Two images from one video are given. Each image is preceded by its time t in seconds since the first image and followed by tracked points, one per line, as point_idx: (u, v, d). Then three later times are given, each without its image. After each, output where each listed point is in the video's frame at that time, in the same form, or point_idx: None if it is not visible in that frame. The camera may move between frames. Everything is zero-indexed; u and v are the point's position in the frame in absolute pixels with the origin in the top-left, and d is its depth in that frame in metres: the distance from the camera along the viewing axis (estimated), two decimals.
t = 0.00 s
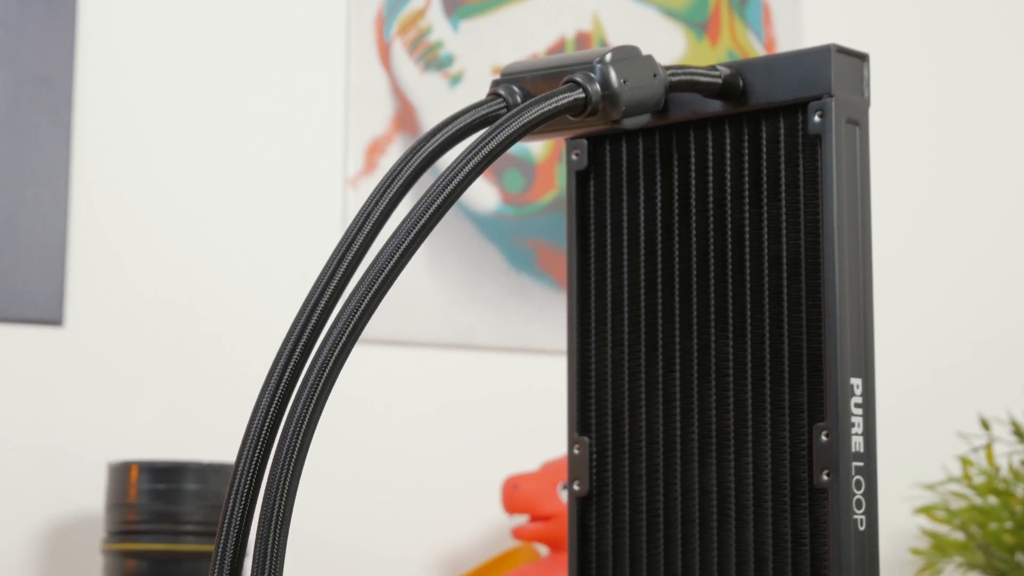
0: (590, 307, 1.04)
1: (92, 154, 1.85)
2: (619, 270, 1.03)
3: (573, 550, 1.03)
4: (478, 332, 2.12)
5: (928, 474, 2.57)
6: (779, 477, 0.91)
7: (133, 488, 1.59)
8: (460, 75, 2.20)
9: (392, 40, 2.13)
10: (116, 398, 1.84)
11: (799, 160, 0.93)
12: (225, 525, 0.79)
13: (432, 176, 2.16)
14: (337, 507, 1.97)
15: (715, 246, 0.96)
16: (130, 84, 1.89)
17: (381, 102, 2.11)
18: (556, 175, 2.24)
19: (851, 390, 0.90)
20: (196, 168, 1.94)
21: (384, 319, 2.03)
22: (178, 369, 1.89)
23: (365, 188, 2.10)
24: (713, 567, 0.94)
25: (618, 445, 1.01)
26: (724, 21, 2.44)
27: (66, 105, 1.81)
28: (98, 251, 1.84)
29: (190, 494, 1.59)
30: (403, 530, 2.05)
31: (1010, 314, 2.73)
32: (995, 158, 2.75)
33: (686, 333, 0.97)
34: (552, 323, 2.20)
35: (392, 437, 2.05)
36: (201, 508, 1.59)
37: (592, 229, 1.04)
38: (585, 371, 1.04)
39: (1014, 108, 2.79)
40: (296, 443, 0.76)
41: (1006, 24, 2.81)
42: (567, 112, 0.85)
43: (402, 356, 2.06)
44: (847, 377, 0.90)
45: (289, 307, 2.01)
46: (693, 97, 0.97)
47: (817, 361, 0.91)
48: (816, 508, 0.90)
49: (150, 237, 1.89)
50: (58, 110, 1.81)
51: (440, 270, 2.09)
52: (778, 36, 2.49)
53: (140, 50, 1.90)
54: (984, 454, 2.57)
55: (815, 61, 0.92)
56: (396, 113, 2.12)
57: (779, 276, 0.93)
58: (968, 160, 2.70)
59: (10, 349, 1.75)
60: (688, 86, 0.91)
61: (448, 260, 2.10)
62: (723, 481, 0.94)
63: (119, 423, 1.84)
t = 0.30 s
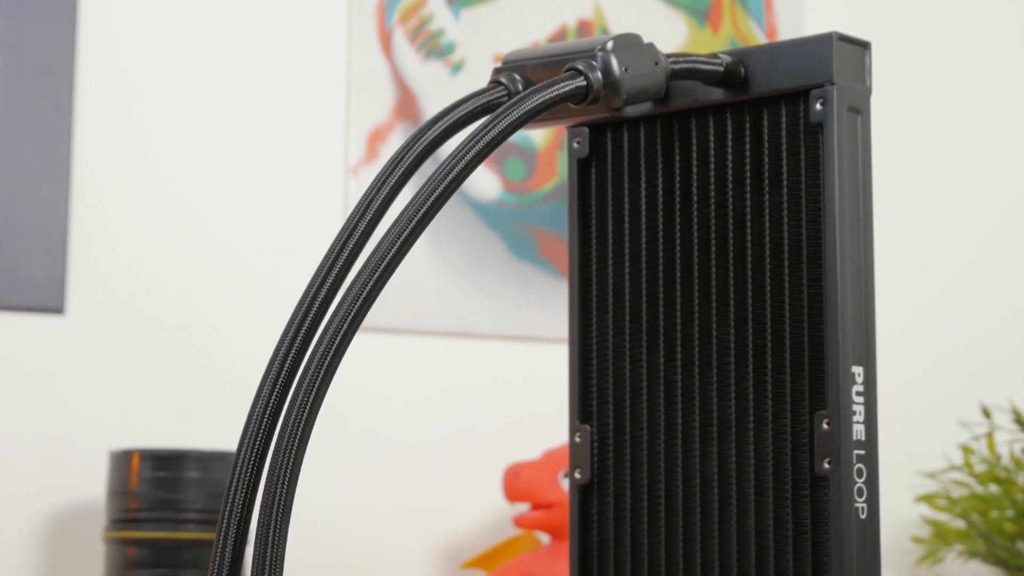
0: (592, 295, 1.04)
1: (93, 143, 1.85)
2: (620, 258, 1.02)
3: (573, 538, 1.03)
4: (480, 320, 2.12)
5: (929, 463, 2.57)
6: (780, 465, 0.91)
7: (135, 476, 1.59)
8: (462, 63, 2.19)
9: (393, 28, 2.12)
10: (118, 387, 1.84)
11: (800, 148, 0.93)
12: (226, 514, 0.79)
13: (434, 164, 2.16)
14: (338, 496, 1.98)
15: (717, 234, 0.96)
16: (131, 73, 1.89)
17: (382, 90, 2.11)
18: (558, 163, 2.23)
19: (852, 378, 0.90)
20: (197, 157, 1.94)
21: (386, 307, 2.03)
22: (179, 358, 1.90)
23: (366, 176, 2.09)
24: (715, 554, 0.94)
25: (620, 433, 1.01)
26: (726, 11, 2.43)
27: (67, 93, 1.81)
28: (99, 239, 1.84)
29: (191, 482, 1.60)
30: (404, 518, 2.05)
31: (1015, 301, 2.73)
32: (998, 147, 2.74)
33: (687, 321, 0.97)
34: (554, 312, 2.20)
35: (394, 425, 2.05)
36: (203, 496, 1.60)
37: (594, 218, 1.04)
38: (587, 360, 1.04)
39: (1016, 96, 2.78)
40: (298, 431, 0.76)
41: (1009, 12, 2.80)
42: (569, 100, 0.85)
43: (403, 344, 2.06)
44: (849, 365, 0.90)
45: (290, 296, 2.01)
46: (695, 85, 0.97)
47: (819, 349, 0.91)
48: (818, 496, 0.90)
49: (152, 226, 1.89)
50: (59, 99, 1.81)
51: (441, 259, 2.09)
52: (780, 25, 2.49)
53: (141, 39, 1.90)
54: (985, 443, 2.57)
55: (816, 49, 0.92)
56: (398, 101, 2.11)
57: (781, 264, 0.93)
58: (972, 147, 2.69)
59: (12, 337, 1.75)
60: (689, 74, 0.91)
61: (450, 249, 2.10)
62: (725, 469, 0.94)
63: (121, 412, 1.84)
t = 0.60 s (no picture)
0: (593, 283, 1.04)
1: (95, 132, 1.85)
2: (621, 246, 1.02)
3: (575, 526, 1.03)
4: (481, 309, 2.12)
5: (932, 452, 2.57)
6: (782, 453, 0.92)
7: (136, 464, 1.60)
8: (463, 52, 2.18)
9: (395, 17, 2.12)
10: (121, 376, 1.84)
11: (802, 136, 0.92)
12: (228, 502, 0.80)
13: (436, 152, 2.16)
14: (340, 485, 1.98)
15: (718, 223, 0.96)
16: (132, 61, 1.88)
17: (384, 78, 2.10)
18: (560, 151, 2.23)
19: (854, 366, 0.90)
20: (199, 146, 1.94)
21: (387, 296, 2.03)
22: (180, 347, 1.90)
23: (368, 165, 2.09)
24: (717, 542, 0.95)
25: (621, 421, 1.01)
26: None
27: (69, 81, 1.81)
28: (101, 228, 1.84)
29: (193, 471, 1.61)
30: (406, 506, 2.05)
31: (1012, 292, 2.72)
32: (1001, 136, 2.73)
33: (688, 310, 0.97)
34: (556, 301, 2.20)
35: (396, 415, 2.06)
36: (204, 484, 1.61)
37: (595, 206, 1.04)
38: (588, 348, 1.04)
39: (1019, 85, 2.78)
40: (299, 418, 0.76)
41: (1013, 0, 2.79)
42: (570, 88, 0.84)
43: (404, 334, 2.07)
44: (850, 353, 0.90)
45: (293, 284, 2.01)
46: (696, 73, 0.97)
47: (821, 338, 0.91)
48: (819, 483, 0.90)
49: (153, 214, 1.89)
50: (60, 87, 1.81)
51: (443, 247, 2.08)
52: (782, 13, 2.48)
53: (143, 27, 1.90)
54: (988, 432, 2.57)
55: (818, 37, 0.92)
56: (400, 90, 2.11)
57: (783, 252, 0.92)
58: (971, 136, 2.68)
59: (14, 325, 1.76)
60: (691, 62, 0.91)
61: (452, 237, 2.10)
62: (726, 458, 0.94)
63: (123, 400, 1.85)
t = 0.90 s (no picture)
0: (595, 272, 1.04)
1: (97, 120, 1.85)
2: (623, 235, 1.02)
3: (578, 514, 1.03)
4: (483, 298, 2.12)
5: (933, 441, 2.57)
6: (784, 442, 0.92)
7: (138, 453, 1.60)
8: (464, 41, 2.18)
9: (397, 5, 2.11)
10: (123, 364, 1.85)
11: (804, 124, 0.92)
12: (230, 491, 0.80)
13: (438, 141, 2.16)
14: (342, 473, 1.99)
15: (720, 211, 0.95)
16: (134, 49, 1.88)
17: (386, 67, 2.09)
18: (562, 140, 2.23)
19: (856, 355, 0.90)
20: (201, 134, 1.93)
21: (389, 284, 2.03)
22: (182, 336, 1.90)
23: (370, 154, 2.08)
24: (719, 531, 0.95)
25: (623, 409, 1.01)
26: None
27: (71, 70, 1.81)
28: (103, 217, 1.85)
29: (195, 459, 1.61)
30: (408, 495, 2.06)
31: (1012, 279, 2.71)
32: (1006, 125, 2.72)
33: (691, 298, 0.97)
34: (558, 289, 2.20)
35: (397, 403, 2.06)
36: (206, 472, 1.61)
37: (597, 195, 1.04)
38: (590, 336, 1.04)
39: None
40: (301, 407, 0.77)
41: None
42: (572, 77, 0.84)
43: (406, 322, 2.07)
44: (852, 342, 0.90)
45: (295, 273, 2.01)
46: (698, 61, 0.96)
47: (823, 326, 0.91)
48: (821, 472, 0.90)
49: (156, 203, 1.89)
50: (62, 76, 1.81)
51: (445, 235, 2.08)
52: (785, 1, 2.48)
53: (145, 15, 1.89)
54: (989, 420, 2.57)
55: (820, 25, 0.91)
56: (401, 79, 2.10)
57: (785, 241, 0.92)
58: (972, 123, 2.67)
59: (16, 313, 1.76)
60: (693, 51, 0.91)
61: (454, 226, 2.09)
62: (728, 446, 0.94)
63: (126, 389, 1.85)
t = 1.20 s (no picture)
0: (597, 261, 1.04)
1: (99, 109, 1.85)
2: (625, 223, 1.02)
3: (580, 503, 1.03)
4: (486, 287, 2.12)
5: (936, 430, 2.56)
6: (787, 430, 0.92)
7: (141, 442, 1.61)
8: (467, 29, 2.16)
9: None
10: (126, 353, 1.85)
11: (807, 112, 0.92)
12: (233, 480, 0.80)
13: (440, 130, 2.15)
14: (345, 462, 1.99)
15: (723, 200, 0.96)
16: (138, 38, 1.88)
17: (388, 56, 2.09)
18: (565, 129, 2.23)
19: (858, 343, 0.90)
20: (203, 122, 1.93)
21: (391, 274, 2.03)
22: (185, 325, 1.90)
23: (372, 143, 2.08)
24: (721, 519, 0.95)
25: (626, 397, 1.01)
26: None
27: (74, 58, 1.81)
28: (106, 206, 1.85)
29: (198, 448, 1.62)
30: (411, 484, 2.06)
31: (1012, 268, 2.68)
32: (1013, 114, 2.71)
33: (694, 287, 0.97)
34: (561, 279, 2.19)
35: (397, 391, 2.06)
36: (209, 462, 1.62)
37: (600, 183, 1.04)
38: (593, 325, 1.04)
39: None
40: (304, 396, 0.77)
41: None
42: (574, 65, 0.84)
43: (407, 312, 2.07)
44: (855, 331, 0.90)
45: (298, 263, 2.01)
46: (701, 51, 0.96)
47: (826, 315, 0.91)
48: (824, 461, 0.90)
49: (160, 192, 1.89)
50: (64, 63, 1.81)
51: (447, 225, 2.08)
52: None
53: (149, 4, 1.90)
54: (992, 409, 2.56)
55: (823, 14, 0.92)
56: (404, 68, 2.09)
57: (788, 230, 0.92)
58: (978, 112, 2.66)
59: (20, 302, 1.77)
60: (697, 38, 0.90)
61: (456, 216, 2.09)
62: (731, 435, 0.94)
63: (129, 377, 1.85)
